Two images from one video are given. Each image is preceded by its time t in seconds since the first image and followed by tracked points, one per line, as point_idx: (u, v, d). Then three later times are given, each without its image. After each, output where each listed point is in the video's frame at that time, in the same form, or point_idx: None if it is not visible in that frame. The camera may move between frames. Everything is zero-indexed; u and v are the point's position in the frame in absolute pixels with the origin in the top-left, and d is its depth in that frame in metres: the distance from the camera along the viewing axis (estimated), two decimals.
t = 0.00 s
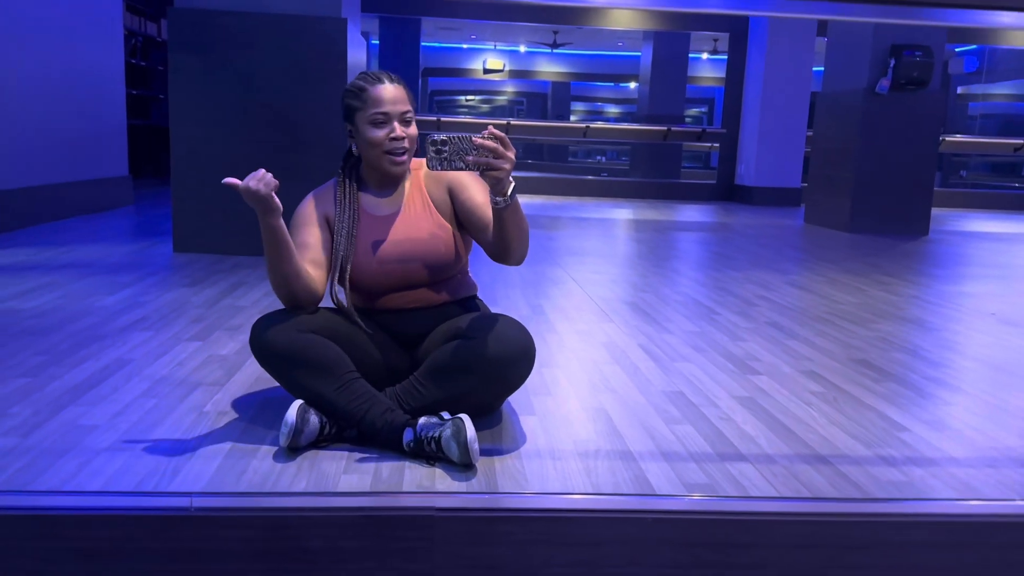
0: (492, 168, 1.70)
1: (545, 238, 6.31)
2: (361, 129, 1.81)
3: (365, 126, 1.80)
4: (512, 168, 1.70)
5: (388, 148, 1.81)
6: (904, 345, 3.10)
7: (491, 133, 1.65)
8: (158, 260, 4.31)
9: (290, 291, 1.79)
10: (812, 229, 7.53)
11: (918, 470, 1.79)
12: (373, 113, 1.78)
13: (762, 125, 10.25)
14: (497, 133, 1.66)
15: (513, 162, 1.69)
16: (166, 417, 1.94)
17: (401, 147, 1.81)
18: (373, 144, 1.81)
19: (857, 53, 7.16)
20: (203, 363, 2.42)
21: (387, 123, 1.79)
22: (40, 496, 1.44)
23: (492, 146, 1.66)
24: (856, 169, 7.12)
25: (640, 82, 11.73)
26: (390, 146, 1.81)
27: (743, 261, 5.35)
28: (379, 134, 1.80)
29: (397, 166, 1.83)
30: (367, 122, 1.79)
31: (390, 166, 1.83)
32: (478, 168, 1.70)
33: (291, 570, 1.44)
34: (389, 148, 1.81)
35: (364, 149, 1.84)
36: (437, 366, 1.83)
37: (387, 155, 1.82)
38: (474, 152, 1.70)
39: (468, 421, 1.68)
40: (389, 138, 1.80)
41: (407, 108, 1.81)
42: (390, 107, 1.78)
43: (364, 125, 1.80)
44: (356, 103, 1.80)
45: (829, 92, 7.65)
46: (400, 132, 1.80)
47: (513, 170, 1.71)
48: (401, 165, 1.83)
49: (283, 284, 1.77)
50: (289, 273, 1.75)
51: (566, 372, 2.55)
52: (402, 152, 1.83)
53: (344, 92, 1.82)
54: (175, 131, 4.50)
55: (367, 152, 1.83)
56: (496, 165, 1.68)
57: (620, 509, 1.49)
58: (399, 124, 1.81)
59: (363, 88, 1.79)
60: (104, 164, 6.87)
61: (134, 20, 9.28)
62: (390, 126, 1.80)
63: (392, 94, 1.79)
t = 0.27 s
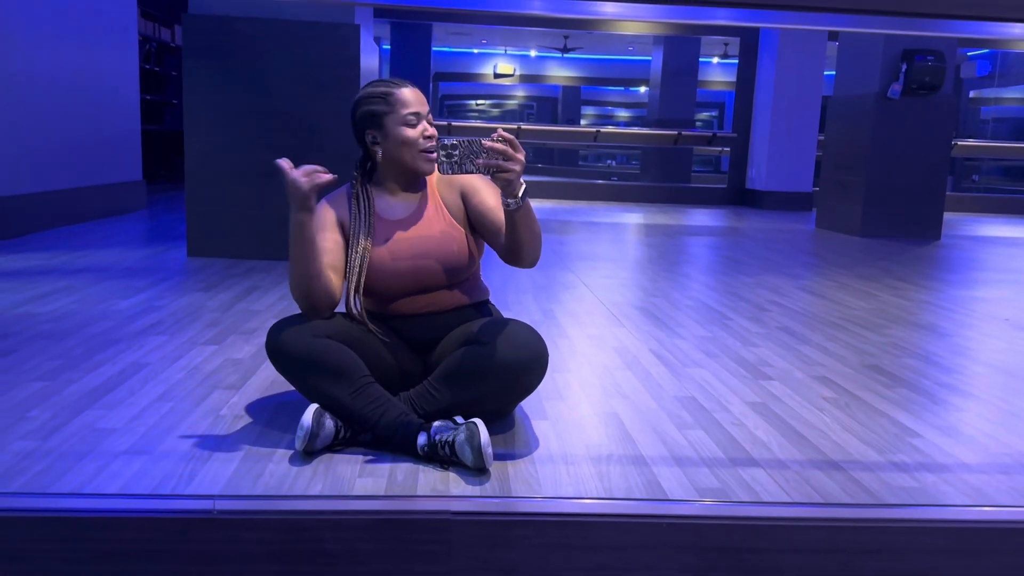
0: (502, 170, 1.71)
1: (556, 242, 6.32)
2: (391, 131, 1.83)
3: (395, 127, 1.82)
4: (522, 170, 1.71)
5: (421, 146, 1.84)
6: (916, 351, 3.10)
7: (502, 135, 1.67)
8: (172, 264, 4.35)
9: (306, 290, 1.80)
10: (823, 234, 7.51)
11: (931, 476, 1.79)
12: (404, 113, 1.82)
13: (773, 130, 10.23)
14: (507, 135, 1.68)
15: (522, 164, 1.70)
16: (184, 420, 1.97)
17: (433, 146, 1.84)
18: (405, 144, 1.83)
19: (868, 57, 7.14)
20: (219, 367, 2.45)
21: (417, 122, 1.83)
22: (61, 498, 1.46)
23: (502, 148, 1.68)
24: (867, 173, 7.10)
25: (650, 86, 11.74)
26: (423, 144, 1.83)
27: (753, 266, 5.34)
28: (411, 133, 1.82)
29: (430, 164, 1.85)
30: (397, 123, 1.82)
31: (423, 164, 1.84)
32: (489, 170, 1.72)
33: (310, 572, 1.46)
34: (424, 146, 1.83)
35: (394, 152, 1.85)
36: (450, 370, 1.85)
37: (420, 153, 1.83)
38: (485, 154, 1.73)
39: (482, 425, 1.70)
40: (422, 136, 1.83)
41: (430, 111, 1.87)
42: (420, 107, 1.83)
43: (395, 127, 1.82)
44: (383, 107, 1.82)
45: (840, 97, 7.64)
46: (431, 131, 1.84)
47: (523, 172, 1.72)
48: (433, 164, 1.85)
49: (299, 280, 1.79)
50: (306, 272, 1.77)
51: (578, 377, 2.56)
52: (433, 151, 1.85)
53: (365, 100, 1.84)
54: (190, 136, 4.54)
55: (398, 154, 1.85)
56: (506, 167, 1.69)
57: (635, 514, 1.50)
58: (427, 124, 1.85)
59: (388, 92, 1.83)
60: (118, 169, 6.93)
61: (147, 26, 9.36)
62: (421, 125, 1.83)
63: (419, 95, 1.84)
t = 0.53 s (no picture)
0: (512, 174, 1.70)
1: (566, 245, 6.31)
2: (397, 136, 1.82)
3: (402, 132, 1.81)
4: (532, 175, 1.71)
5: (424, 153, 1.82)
6: (929, 354, 3.07)
7: (511, 140, 1.66)
8: (183, 267, 4.36)
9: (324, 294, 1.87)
10: (835, 237, 7.47)
11: (946, 480, 1.77)
12: (410, 118, 1.80)
13: (784, 132, 10.19)
14: (517, 140, 1.67)
15: (532, 169, 1.70)
16: (194, 422, 1.97)
17: (437, 151, 1.82)
18: (409, 150, 1.82)
19: (880, 59, 7.10)
20: (229, 369, 2.45)
21: (422, 127, 1.81)
22: (71, 500, 1.46)
23: (512, 153, 1.67)
24: (879, 176, 7.05)
25: (660, 89, 11.72)
26: (427, 150, 1.82)
27: (764, 269, 5.32)
28: (416, 139, 1.81)
29: (434, 170, 1.83)
30: (403, 128, 1.81)
31: (427, 171, 1.83)
32: (498, 174, 1.72)
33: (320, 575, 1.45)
34: (428, 152, 1.81)
35: (399, 155, 1.85)
36: (460, 372, 1.84)
37: (424, 159, 1.82)
38: (494, 159, 1.72)
39: (492, 428, 1.69)
40: (426, 142, 1.81)
41: (440, 114, 1.84)
42: (426, 112, 1.81)
43: (400, 131, 1.81)
44: (391, 111, 1.82)
45: (852, 100, 7.60)
46: (436, 137, 1.82)
47: (533, 177, 1.72)
48: (437, 169, 1.84)
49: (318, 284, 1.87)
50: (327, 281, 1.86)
51: (588, 380, 2.55)
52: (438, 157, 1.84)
53: (377, 102, 1.84)
54: (201, 139, 4.55)
55: (403, 158, 1.84)
56: (516, 171, 1.69)
57: (646, 517, 1.49)
58: (434, 129, 1.82)
59: (398, 96, 1.82)
60: (129, 172, 6.96)
61: (159, 30, 9.41)
62: (426, 131, 1.81)
63: (427, 100, 1.82)
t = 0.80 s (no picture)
0: (524, 177, 1.69)
1: (577, 246, 6.31)
2: (396, 132, 1.85)
3: (398, 129, 1.83)
4: (545, 177, 1.69)
5: (416, 150, 1.82)
6: (943, 356, 3.04)
7: (523, 142, 1.65)
8: (195, 269, 4.38)
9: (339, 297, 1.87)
10: (848, 238, 7.43)
11: (962, 484, 1.75)
12: (406, 115, 1.81)
13: (797, 134, 10.14)
14: (529, 142, 1.66)
15: (546, 171, 1.69)
16: (205, 424, 1.97)
17: (428, 150, 1.82)
18: (404, 146, 1.84)
19: (894, 59, 7.06)
20: (240, 370, 2.46)
21: (417, 126, 1.81)
22: (82, 502, 1.46)
23: (523, 156, 1.66)
24: (893, 177, 7.00)
25: (671, 90, 11.70)
26: (416, 148, 1.81)
27: (777, 270, 5.29)
28: (407, 136, 1.81)
29: (423, 168, 1.83)
30: (400, 125, 1.82)
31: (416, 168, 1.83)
32: (510, 176, 1.71)
33: None
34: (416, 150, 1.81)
35: (400, 152, 1.87)
36: (471, 375, 1.84)
37: (414, 157, 1.83)
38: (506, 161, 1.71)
39: (503, 430, 1.68)
40: (417, 140, 1.81)
41: (443, 115, 1.81)
42: (422, 111, 1.80)
43: (397, 128, 1.83)
44: (395, 108, 1.84)
45: (865, 100, 7.55)
46: (430, 136, 1.81)
47: (546, 180, 1.70)
48: (426, 168, 1.83)
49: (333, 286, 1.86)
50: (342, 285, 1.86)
51: (600, 382, 2.54)
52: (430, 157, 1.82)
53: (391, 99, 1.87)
54: (213, 141, 4.56)
55: (400, 154, 1.86)
56: (527, 174, 1.68)
57: (658, 521, 1.47)
58: (430, 129, 1.81)
59: (405, 94, 1.83)
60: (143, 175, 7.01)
61: (173, 33, 9.47)
62: (420, 129, 1.81)
63: (428, 100, 1.80)
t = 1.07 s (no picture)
0: (536, 181, 1.69)
1: (590, 250, 6.30)
2: (418, 139, 1.86)
3: (421, 135, 1.84)
4: (557, 180, 1.69)
5: (443, 154, 1.83)
6: (960, 360, 3.02)
7: (536, 146, 1.66)
8: (212, 273, 4.42)
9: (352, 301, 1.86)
10: (863, 241, 7.39)
11: (980, 489, 1.74)
12: (428, 121, 1.82)
13: (811, 137, 10.10)
14: (542, 146, 1.67)
15: (558, 175, 1.69)
16: (223, 428, 1.99)
17: (455, 152, 1.83)
18: (428, 151, 1.84)
19: (909, 62, 7.02)
20: (257, 375, 2.48)
21: (441, 130, 1.83)
22: (103, 505, 1.48)
23: (537, 159, 1.67)
24: (909, 179, 6.95)
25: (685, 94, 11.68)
26: (443, 151, 1.83)
27: (791, 274, 5.27)
28: (433, 140, 1.82)
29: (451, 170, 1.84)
30: (422, 131, 1.83)
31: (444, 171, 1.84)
32: (523, 180, 1.71)
33: None
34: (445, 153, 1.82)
35: (423, 158, 1.87)
36: (486, 379, 1.85)
37: (442, 161, 1.84)
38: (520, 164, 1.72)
39: (518, 434, 1.69)
40: (444, 143, 1.82)
41: (462, 118, 1.84)
42: (445, 114, 1.82)
43: (420, 135, 1.84)
44: (414, 116, 1.85)
45: (879, 103, 7.51)
46: (455, 138, 1.83)
47: (559, 183, 1.70)
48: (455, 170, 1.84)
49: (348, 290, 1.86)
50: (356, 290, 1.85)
51: (614, 386, 2.54)
52: (456, 159, 1.84)
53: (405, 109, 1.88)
54: (229, 147, 4.60)
55: (424, 160, 1.86)
56: (539, 177, 1.68)
57: (674, 527, 1.48)
58: (454, 131, 1.83)
59: (422, 101, 1.85)
60: (159, 180, 7.07)
61: (188, 40, 9.56)
62: (445, 133, 1.82)
63: (448, 103, 1.83)
